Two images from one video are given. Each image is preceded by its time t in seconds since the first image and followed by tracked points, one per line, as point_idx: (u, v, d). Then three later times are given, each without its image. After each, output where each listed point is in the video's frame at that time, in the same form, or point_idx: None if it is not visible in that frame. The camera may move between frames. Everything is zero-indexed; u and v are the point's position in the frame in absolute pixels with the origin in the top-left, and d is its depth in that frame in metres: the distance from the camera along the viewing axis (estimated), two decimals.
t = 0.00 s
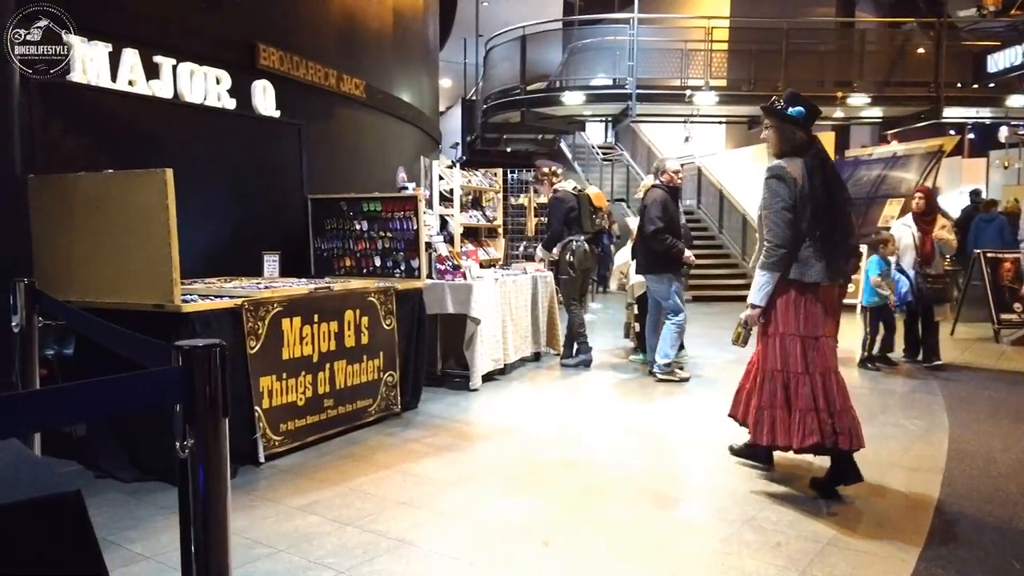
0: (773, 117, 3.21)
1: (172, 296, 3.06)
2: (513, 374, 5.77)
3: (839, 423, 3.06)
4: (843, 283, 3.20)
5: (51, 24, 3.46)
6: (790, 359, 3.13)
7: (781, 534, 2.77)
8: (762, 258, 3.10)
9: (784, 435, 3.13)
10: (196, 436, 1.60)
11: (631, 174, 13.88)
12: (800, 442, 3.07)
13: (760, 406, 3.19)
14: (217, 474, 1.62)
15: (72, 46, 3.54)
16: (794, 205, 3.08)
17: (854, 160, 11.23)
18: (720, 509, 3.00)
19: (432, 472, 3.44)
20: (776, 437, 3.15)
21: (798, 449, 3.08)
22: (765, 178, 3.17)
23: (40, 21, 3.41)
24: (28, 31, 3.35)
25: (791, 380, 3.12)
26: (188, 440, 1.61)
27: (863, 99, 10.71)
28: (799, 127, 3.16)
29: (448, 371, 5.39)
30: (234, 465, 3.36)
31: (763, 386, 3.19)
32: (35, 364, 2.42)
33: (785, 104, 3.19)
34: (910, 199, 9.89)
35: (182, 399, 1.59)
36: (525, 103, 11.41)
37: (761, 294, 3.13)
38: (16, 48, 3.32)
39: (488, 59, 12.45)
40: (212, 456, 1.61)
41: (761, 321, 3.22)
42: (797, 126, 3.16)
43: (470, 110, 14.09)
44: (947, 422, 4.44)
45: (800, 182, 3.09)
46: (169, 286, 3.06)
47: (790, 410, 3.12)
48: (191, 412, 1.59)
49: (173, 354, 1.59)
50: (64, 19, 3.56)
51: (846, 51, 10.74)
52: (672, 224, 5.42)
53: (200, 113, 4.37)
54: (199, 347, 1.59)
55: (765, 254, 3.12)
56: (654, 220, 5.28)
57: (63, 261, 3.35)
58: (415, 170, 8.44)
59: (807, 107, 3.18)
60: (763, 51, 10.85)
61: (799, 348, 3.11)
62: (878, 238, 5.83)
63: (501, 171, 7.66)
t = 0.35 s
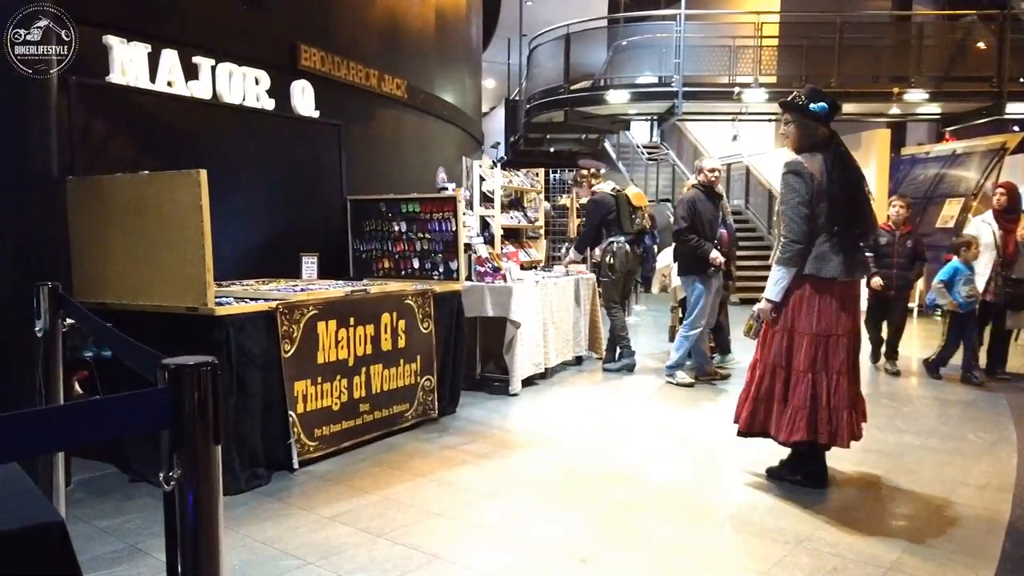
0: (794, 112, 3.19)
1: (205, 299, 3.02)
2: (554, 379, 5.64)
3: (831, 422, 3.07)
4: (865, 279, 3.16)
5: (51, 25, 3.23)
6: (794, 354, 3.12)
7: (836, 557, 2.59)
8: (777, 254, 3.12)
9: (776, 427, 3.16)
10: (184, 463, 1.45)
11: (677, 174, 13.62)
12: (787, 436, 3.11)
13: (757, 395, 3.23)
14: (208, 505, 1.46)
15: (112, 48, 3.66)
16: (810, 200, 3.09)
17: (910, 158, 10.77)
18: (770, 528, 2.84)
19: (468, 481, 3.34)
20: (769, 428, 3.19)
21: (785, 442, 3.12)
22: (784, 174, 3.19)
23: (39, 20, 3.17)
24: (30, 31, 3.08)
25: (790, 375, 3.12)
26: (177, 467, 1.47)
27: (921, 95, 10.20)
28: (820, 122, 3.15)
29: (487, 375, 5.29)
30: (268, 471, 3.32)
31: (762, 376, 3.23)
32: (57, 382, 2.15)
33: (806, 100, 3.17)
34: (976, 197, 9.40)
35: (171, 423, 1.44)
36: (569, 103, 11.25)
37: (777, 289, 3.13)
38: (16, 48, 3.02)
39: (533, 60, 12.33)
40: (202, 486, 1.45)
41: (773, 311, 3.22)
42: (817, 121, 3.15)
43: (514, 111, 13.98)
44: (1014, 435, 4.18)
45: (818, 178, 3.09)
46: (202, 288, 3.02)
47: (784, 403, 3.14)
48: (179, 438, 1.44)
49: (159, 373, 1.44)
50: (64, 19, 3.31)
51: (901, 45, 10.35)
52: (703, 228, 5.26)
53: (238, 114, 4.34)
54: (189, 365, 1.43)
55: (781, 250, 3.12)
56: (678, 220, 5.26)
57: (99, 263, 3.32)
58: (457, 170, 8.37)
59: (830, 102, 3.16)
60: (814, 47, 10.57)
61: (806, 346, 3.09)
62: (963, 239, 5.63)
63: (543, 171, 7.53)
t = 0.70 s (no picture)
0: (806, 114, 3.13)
1: (233, 301, 2.96)
2: (592, 383, 5.49)
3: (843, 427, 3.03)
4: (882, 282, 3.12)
5: (52, 24, 2.98)
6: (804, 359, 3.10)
7: None
8: (785, 261, 3.11)
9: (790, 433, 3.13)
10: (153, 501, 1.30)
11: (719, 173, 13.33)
12: (800, 441, 3.07)
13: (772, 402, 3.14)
14: (182, 547, 1.30)
15: (145, 46, 3.76)
16: (818, 206, 3.07)
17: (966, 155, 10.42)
18: (821, 549, 2.66)
19: (500, 491, 3.22)
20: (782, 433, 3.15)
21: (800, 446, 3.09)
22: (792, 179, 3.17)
23: (39, 20, 2.96)
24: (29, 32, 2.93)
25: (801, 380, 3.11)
26: (145, 505, 1.32)
27: (975, 90, 9.62)
28: (831, 126, 3.10)
29: (523, 379, 5.17)
30: (296, 478, 3.24)
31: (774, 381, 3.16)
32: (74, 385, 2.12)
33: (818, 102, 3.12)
34: None
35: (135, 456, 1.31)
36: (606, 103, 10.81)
37: (786, 297, 3.10)
38: (15, 48, 2.93)
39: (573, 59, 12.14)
40: (175, 525, 1.30)
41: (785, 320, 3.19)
42: (830, 125, 3.10)
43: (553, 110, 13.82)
44: None
45: (826, 183, 3.07)
46: (230, 290, 2.96)
47: (796, 408, 3.12)
48: (145, 468, 1.30)
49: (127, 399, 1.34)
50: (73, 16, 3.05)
51: (955, 38, 10.00)
52: (734, 226, 5.12)
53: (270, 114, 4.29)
54: (160, 386, 1.29)
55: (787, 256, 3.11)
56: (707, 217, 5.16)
57: (129, 264, 3.28)
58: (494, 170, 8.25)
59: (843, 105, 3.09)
60: (863, 41, 10.25)
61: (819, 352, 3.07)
62: None
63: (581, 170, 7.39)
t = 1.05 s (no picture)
0: (813, 113, 3.15)
1: (260, 302, 2.89)
2: (632, 388, 5.34)
3: (857, 428, 3.04)
4: (889, 281, 3.12)
5: (51, 25, 2.87)
6: (814, 361, 3.11)
7: None
8: (793, 263, 3.09)
9: (802, 435, 3.14)
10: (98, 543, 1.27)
11: (767, 173, 12.99)
12: (813, 443, 3.09)
13: (785, 403, 3.19)
14: None
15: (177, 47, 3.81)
16: (827, 207, 3.05)
17: None
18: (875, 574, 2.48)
19: (533, 502, 3.10)
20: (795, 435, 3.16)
21: (813, 448, 3.10)
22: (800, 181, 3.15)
23: (39, 20, 2.85)
24: (26, 32, 2.84)
25: (812, 382, 3.11)
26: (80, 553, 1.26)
27: None
28: (838, 123, 3.11)
29: (561, 384, 5.05)
30: (325, 484, 3.17)
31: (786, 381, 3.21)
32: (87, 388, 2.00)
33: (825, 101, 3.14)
34: None
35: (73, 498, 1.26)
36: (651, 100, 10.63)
37: (793, 298, 3.11)
38: (15, 49, 2.85)
39: (615, 57, 11.91)
40: (120, 563, 1.27)
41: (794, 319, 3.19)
42: (837, 123, 3.11)
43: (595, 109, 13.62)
44: None
45: (835, 182, 3.05)
46: (257, 292, 2.89)
47: (807, 410, 3.12)
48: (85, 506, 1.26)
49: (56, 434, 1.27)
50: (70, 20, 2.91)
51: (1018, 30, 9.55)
52: (773, 226, 4.92)
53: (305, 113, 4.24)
54: (100, 413, 1.25)
55: (796, 258, 3.09)
56: (743, 217, 4.97)
57: (159, 266, 3.24)
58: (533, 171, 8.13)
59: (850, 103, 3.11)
60: (918, 34, 9.84)
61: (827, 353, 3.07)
62: None
63: (623, 169, 7.22)
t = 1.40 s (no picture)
0: (818, 111, 3.07)
1: (276, 305, 2.82)
2: (663, 394, 5.17)
3: (873, 433, 2.96)
4: (904, 280, 3.05)
5: (51, 25, 2.85)
6: (833, 363, 3.00)
7: None
8: (811, 263, 2.97)
9: (816, 440, 3.02)
10: None
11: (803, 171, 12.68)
12: (829, 449, 2.97)
13: (798, 407, 3.09)
14: None
15: (196, 44, 3.77)
16: (843, 205, 2.94)
17: None
18: None
19: (557, 514, 2.98)
20: (807, 439, 3.06)
21: (828, 455, 2.97)
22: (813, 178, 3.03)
23: (38, 20, 2.83)
24: (27, 33, 2.82)
25: (829, 385, 3.00)
26: None
27: None
28: (848, 121, 3.02)
29: (589, 389, 4.91)
30: (343, 492, 3.08)
31: (801, 384, 3.09)
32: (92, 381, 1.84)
33: (834, 98, 3.05)
34: None
35: None
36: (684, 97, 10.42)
37: (813, 300, 3.00)
38: (15, 49, 2.84)
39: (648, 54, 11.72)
40: None
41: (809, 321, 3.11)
42: (845, 120, 3.03)
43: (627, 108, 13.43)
44: None
45: (850, 179, 2.95)
46: (272, 294, 2.82)
47: (823, 414, 3.01)
48: None
49: None
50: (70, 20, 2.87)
51: None
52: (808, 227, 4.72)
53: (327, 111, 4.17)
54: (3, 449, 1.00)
55: (814, 258, 2.98)
56: (778, 218, 4.77)
57: (175, 267, 3.19)
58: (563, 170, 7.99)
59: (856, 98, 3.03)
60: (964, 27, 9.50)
61: (849, 354, 2.97)
62: None
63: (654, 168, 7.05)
